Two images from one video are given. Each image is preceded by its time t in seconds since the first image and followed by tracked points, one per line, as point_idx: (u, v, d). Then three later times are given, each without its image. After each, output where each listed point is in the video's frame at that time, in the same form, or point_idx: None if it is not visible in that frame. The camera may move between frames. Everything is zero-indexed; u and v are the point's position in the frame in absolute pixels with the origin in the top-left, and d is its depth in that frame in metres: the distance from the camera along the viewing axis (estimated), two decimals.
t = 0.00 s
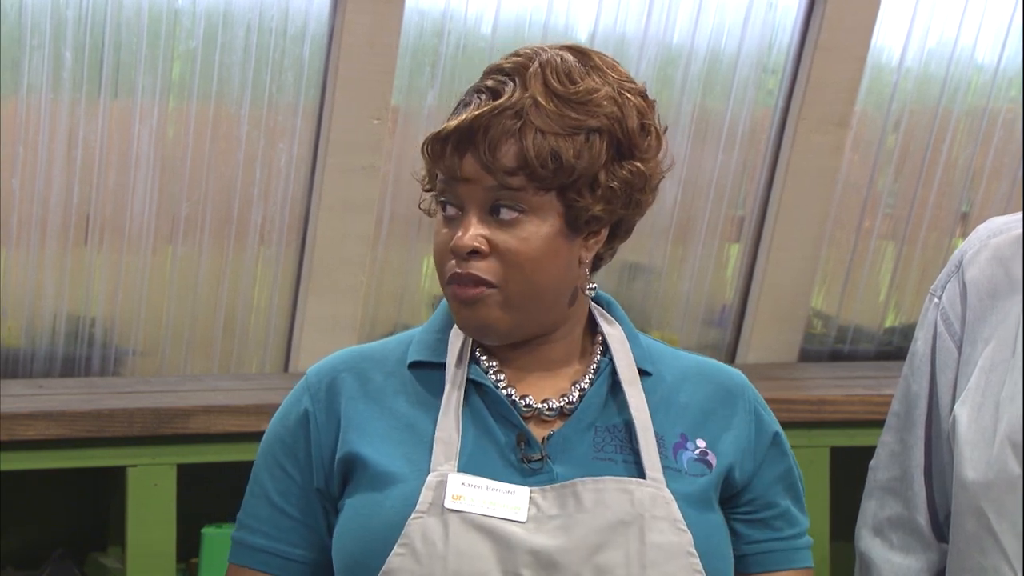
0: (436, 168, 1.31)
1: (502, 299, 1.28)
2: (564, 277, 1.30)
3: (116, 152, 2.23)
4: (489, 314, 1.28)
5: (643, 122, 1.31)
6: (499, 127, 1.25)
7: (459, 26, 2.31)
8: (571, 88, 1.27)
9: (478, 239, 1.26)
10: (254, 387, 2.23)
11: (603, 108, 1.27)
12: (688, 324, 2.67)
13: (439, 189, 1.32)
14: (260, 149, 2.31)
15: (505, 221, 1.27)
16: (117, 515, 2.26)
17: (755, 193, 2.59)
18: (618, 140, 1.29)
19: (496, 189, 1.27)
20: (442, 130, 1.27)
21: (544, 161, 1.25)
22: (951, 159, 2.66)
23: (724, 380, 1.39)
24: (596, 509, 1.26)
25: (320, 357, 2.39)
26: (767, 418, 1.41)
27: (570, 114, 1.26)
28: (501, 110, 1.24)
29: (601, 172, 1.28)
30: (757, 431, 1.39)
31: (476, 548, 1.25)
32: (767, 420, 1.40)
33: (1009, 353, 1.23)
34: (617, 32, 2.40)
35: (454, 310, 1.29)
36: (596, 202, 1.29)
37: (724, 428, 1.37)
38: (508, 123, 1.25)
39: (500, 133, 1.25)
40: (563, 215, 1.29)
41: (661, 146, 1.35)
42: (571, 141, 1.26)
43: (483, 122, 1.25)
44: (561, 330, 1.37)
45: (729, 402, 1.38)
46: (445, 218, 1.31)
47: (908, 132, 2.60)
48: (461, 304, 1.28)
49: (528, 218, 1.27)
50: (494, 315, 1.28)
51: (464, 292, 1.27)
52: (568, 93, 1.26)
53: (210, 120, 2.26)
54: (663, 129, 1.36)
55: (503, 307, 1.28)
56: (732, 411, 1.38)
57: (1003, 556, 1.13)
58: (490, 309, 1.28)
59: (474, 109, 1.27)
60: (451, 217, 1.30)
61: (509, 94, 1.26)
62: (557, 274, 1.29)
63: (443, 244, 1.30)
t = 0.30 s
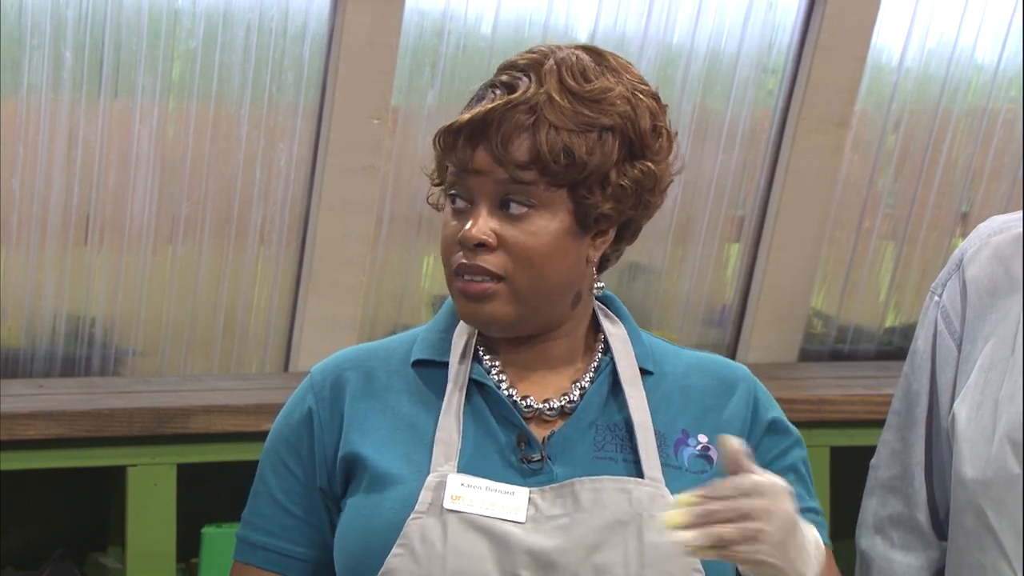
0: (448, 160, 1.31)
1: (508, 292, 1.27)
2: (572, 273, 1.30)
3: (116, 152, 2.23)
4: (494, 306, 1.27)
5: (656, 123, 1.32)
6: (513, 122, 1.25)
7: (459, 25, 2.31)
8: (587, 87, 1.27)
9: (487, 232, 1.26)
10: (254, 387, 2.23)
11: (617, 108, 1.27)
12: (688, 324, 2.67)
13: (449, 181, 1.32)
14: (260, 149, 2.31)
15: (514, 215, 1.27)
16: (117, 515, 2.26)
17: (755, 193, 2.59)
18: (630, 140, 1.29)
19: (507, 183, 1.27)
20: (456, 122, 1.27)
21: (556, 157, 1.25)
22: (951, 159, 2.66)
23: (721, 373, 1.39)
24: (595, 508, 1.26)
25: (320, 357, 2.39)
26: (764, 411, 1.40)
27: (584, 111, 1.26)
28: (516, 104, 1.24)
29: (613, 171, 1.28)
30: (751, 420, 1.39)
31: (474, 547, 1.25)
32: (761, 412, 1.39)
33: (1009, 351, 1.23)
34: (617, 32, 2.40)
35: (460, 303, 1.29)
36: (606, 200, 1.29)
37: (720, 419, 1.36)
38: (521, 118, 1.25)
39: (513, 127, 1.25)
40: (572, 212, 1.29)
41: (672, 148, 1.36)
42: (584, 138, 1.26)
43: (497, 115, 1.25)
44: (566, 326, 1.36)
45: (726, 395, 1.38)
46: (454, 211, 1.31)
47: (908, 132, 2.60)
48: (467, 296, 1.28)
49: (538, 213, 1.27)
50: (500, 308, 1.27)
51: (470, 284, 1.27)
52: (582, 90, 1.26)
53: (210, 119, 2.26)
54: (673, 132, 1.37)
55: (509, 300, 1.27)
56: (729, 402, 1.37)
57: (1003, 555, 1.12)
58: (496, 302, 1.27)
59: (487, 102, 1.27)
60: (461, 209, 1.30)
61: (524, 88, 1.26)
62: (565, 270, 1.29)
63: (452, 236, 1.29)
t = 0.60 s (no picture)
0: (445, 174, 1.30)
1: (504, 308, 1.28)
2: (567, 287, 1.30)
3: (116, 152, 2.23)
4: (490, 322, 1.28)
5: (653, 135, 1.31)
6: (509, 139, 1.24)
7: (459, 26, 2.31)
8: (583, 103, 1.26)
9: (482, 250, 1.26)
10: (254, 387, 2.23)
11: (614, 123, 1.27)
12: (688, 324, 2.67)
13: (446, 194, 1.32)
14: (260, 149, 2.31)
15: (510, 233, 1.27)
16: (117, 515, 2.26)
17: (755, 193, 2.59)
18: (627, 155, 1.29)
19: (502, 201, 1.27)
20: (452, 138, 1.27)
21: (551, 177, 1.25)
22: (951, 159, 2.66)
23: (719, 377, 1.39)
24: (588, 508, 1.26)
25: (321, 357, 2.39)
26: (764, 414, 1.40)
27: (580, 129, 1.25)
28: (512, 122, 1.24)
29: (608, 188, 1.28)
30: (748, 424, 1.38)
31: (466, 545, 1.25)
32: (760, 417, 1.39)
33: (1010, 350, 1.23)
34: (617, 32, 2.40)
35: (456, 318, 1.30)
36: (602, 217, 1.29)
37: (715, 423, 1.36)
38: (518, 136, 1.24)
39: (509, 146, 1.25)
40: (568, 228, 1.28)
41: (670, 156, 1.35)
42: (580, 156, 1.25)
43: (493, 134, 1.25)
44: (568, 331, 1.36)
45: (724, 398, 1.37)
46: (451, 223, 1.32)
47: (908, 132, 2.60)
48: (463, 313, 1.28)
49: (532, 232, 1.27)
50: (494, 324, 1.29)
51: (465, 301, 1.27)
52: (579, 106, 1.26)
53: (210, 120, 2.26)
54: (673, 138, 1.36)
55: (504, 317, 1.29)
56: (725, 407, 1.37)
57: (1003, 554, 1.12)
58: (491, 318, 1.28)
59: (484, 118, 1.26)
60: (458, 223, 1.30)
61: (520, 106, 1.25)
62: (560, 285, 1.29)
63: (448, 251, 1.30)
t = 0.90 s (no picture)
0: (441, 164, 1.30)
1: (498, 300, 1.28)
2: (562, 281, 1.30)
3: (116, 152, 2.23)
4: (483, 313, 1.28)
5: (651, 131, 1.31)
6: (507, 129, 1.25)
7: (459, 25, 2.31)
8: (581, 96, 1.27)
9: (478, 239, 1.26)
10: (254, 387, 2.23)
11: (612, 117, 1.27)
12: (688, 324, 2.67)
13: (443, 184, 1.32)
14: (260, 149, 2.31)
15: (505, 223, 1.27)
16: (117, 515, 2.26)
17: (755, 193, 2.59)
18: (625, 149, 1.29)
19: (499, 192, 1.27)
20: (450, 127, 1.27)
21: (549, 168, 1.25)
22: (951, 159, 2.66)
23: (711, 369, 1.39)
24: (584, 512, 1.26)
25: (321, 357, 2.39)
26: (761, 412, 1.40)
27: (578, 121, 1.25)
28: (510, 112, 1.24)
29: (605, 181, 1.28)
30: (745, 422, 1.39)
31: (462, 550, 1.25)
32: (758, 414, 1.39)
33: (1010, 349, 1.23)
34: (617, 32, 2.40)
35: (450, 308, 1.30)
36: (598, 210, 1.29)
37: (711, 420, 1.36)
38: (516, 126, 1.25)
39: (507, 136, 1.25)
40: (564, 221, 1.28)
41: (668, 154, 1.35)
42: (577, 149, 1.25)
43: (491, 123, 1.25)
44: (561, 328, 1.36)
45: (718, 394, 1.38)
46: (447, 214, 1.31)
47: (908, 132, 2.60)
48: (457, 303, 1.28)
49: (527, 223, 1.27)
50: (488, 315, 1.28)
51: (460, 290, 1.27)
52: (578, 99, 1.26)
53: (210, 120, 2.26)
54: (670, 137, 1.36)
55: (498, 309, 1.28)
56: (721, 402, 1.37)
57: (1003, 554, 1.12)
58: (485, 310, 1.28)
59: (482, 108, 1.26)
60: (453, 214, 1.30)
61: (519, 96, 1.26)
62: (554, 278, 1.29)
63: (444, 241, 1.30)
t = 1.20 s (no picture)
0: (433, 179, 1.30)
1: (493, 314, 1.28)
2: (556, 291, 1.30)
3: (116, 152, 2.23)
4: (479, 327, 1.28)
5: (643, 137, 1.31)
6: (498, 145, 1.24)
7: (459, 25, 2.31)
8: (571, 107, 1.26)
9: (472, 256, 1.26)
10: (255, 387, 2.23)
11: (603, 127, 1.27)
12: (688, 324, 2.67)
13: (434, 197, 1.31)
14: (260, 149, 2.31)
15: (499, 239, 1.27)
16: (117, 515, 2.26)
17: (755, 193, 2.59)
18: (616, 158, 1.29)
19: (492, 207, 1.26)
20: (440, 143, 1.26)
21: (541, 183, 1.25)
22: (951, 159, 2.66)
23: (712, 372, 1.40)
24: (587, 509, 1.26)
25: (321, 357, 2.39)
26: (760, 416, 1.41)
27: (569, 134, 1.25)
28: (501, 128, 1.23)
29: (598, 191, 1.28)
30: (747, 426, 1.40)
31: (466, 548, 1.25)
32: (757, 418, 1.40)
33: (1010, 349, 1.23)
34: (617, 32, 2.40)
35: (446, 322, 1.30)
36: (592, 222, 1.29)
37: (715, 424, 1.36)
38: (507, 141, 1.24)
39: (498, 152, 1.24)
40: (558, 233, 1.28)
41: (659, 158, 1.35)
42: (569, 162, 1.25)
43: (482, 139, 1.24)
44: (556, 333, 1.37)
45: (720, 398, 1.38)
46: (440, 227, 1.31)
47: (908, 132, 2.60)
48: (452, 317, 1.28)
49: (521, 237, 1.27)
50: (484, 329, 1.29)
51: (455, 305, 1.28)
52: (568, 111, 1.26)
53: (210, 120, 2.26)
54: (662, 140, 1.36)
55: (494, 322, 1.29)
56: (723, 406, 1.38)
57: (1003, 554, 1.12)
58: (481, 323, 1.28)
59: (472, 123, 1.26)
60: (446, 227, 1.30)
61: (509, 110, 1.25)
62: (549, 289, 1.29)
63: (438, 255, 1.29)
